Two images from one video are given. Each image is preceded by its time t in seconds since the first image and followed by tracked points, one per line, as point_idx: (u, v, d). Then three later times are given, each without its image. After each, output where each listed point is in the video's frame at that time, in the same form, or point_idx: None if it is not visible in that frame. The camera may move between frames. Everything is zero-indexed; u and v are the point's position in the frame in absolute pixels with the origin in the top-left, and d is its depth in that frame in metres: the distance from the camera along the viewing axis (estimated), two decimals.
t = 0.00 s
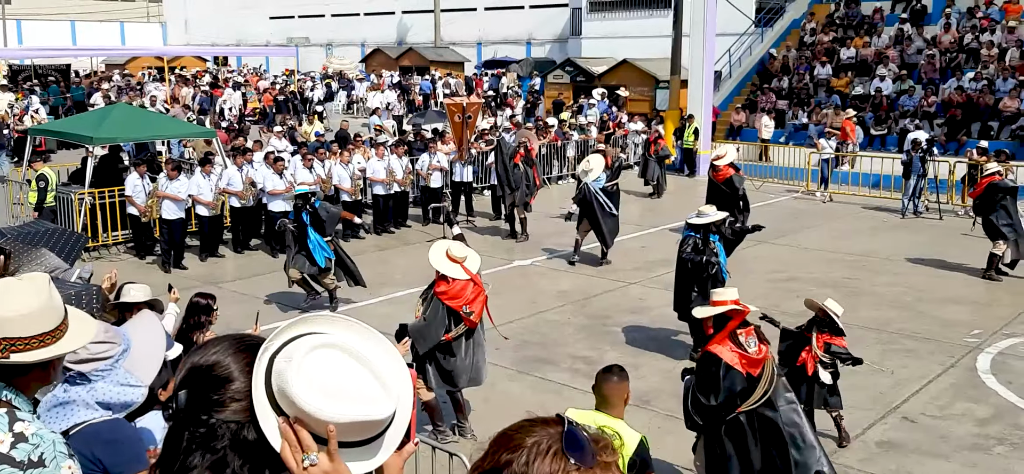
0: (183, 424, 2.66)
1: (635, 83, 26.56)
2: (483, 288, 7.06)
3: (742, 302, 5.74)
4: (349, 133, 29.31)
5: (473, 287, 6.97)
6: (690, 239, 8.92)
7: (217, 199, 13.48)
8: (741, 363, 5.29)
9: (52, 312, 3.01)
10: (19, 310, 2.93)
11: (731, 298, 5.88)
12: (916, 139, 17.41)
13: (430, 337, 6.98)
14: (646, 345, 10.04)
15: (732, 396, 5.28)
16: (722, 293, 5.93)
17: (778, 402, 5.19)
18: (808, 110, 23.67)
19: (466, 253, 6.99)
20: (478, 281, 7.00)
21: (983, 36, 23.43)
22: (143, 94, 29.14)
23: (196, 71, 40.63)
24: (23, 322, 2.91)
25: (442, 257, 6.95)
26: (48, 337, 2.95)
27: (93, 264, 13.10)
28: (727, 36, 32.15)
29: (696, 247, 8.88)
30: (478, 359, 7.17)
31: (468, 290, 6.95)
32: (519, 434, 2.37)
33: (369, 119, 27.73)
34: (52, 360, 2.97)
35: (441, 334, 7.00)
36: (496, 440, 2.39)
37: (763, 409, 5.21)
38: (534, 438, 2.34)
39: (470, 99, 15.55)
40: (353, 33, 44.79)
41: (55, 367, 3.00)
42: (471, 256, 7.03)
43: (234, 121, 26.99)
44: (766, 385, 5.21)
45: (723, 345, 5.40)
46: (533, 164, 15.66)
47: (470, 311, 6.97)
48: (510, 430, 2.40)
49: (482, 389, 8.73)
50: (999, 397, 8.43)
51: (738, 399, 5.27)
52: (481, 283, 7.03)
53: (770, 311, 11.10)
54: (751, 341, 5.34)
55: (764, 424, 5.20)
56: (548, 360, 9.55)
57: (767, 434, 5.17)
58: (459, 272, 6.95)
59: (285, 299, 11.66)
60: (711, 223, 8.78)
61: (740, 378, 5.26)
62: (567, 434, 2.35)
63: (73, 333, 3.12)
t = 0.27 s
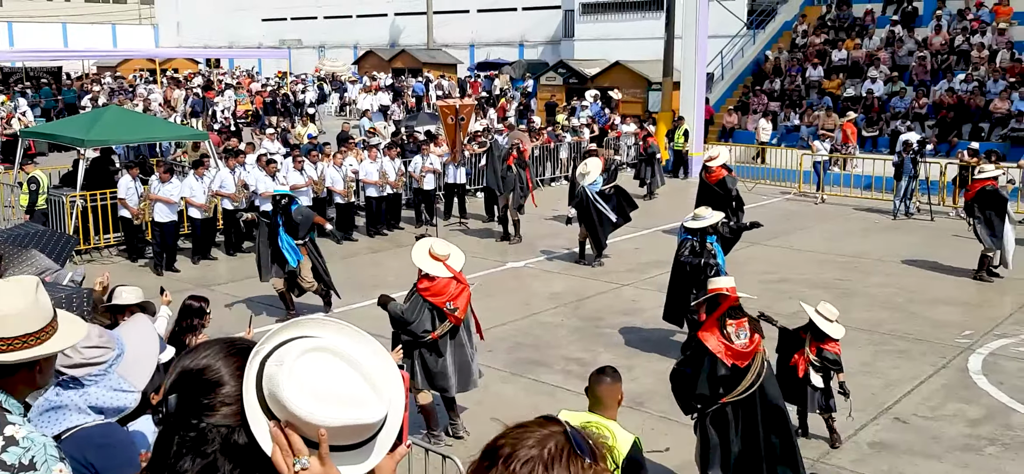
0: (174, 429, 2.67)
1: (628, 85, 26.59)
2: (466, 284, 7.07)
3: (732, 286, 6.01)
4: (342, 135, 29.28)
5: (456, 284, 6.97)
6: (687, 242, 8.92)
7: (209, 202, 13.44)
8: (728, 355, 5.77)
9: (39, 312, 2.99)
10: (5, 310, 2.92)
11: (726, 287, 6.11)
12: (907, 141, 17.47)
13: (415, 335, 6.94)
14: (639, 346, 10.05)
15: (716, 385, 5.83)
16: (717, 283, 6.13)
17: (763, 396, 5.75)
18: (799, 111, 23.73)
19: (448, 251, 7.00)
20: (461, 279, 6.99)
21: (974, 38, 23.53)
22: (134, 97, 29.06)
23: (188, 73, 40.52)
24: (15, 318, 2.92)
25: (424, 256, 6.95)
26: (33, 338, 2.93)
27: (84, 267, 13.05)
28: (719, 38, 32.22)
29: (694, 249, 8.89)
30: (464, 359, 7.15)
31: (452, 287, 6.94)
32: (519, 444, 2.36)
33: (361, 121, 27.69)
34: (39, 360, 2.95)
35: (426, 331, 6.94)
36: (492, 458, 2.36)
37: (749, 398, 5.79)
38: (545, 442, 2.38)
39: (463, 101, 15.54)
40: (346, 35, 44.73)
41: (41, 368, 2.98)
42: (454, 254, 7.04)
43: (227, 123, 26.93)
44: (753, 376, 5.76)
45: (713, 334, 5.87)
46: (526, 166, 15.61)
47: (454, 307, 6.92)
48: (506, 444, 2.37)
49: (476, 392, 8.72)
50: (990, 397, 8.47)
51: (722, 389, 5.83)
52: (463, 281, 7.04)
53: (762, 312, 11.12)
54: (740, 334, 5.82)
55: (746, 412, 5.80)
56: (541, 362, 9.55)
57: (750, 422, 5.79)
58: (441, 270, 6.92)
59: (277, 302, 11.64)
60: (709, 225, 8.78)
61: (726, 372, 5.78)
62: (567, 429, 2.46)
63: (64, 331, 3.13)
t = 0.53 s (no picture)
0: (163, 432, 2.68)
1: (620, 87, 26.63)
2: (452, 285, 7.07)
3: (736, 282, 5.86)
4: (334, 138, 29.24)
5: (441, 286, 6.98)
6: (687, 242, 8.90)
7: (201, 204, 13.40)
8: (730, 355, 5.78)
9: (27, 314, 3.03)
10: None
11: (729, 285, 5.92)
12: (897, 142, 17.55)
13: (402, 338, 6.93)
14: (631, 348, 10.06)
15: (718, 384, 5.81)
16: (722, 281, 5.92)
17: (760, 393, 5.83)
18: (791, 113, 23.79)
19: (431, 253, 7.01)
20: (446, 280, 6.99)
21: (964, 40, 23.65)
22: (125, 98, 28.97)
23: (179, 75, 40.41)
24: (5, 317, 2.95)
25: (407, 260, 6.95)
26: (19, 337, 2.94)
27: (75, 269, 13.00)
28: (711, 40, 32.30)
29: (694, 249, 8.88)
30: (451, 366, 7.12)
31: (437, 289, 6.96)
32: (510, 442, 2.46)
33: (353, 122, 27.66)
34: (22, 359, 2.96)
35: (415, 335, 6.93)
36: (480, 459, 2.45)
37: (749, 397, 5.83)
38: (535, 436, 2.49)
39: (455, 103, 15.53)
40: (337, 37, 44.67)
41: (24, 369, 2.98)
42: (437, 256, 7.05)
43: (218, 125, 26.87)
44: (754, 376, 5.81)
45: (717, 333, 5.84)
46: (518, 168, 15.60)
47: (440, 310, 6.95)
48: (493, 447, 2.46)
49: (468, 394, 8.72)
50: (980, 398, 8.51)
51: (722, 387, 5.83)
52: (449, 283, 7.05)
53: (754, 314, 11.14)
54: (745, 334, 5.81)
55: (743, 410, 5.85)
56: (534, 364, 9.55)
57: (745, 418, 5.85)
58: (425, 272, 6.92)
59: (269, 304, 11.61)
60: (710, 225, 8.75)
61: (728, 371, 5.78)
62: (551, 424, 2.60)
63: (52, 332, 3.13)
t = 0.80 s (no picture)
0: (152, 436, 2.68)
1: (612, 89, 26.65)
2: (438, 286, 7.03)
3: (745, 292, 5.92)
4: (326, 140, 29.21)
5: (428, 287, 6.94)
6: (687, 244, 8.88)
7: (193, 206, 13.33)
8: (724, 359, 5.78)
9: (23, 320, 2.99)
10: None
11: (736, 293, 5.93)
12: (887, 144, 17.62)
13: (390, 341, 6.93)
14: (623, 349, 10.07)
15: (712, 386, 5.84)
16: (729, 289, 5.99)
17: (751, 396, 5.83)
18: (782, 115, 23.87)
19: (416, 254, 7.02)
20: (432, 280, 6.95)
21: (954, 42, 23.76)
22: (115, 100, 28.88)
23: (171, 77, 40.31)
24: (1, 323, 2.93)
25: (392, 262, 6.97)
26: (16, 344, 2.94)
27: (66, 271, 12.96)
28: (703, 42, 32.38)
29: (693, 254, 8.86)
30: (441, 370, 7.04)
31: (420, 289, 6.92)
32: (496, 445, 2.46)
33: (345, 124, 27.63)
34: (21, 366, 2.98)
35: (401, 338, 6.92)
36: (467, 464, 2.45)
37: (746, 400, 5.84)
38: (521, 435, 2.50)
39: (447, 104, 15.54)
40: (329, 38, 44.61)
41: (22, 374, 3.00)
42: (422, 257, 7.04)
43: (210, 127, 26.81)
44: (747, 381, 5.80)
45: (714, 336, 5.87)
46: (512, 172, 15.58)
47: (428, 310, 6.92)
48: (480, 451, 2.45)
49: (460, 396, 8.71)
50: (970, 398, 8.54)
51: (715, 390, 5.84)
52: (433, 282, 6.99)
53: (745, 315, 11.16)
54: (741, 337, 5.82)
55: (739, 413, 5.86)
56: (526, 366, 9.55)
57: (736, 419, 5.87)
58: (410, 273, 6.91)
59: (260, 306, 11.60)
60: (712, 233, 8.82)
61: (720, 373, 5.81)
62: (534, 421, 2.62)
63: (46, 337, 3.14)
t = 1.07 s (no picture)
0: (140, 438, 2.68)
1: (603, 92, 26.67)
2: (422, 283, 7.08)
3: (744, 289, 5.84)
4: (317, 142, 29.17)
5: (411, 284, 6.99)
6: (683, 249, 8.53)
7: (183, 208, 13.29)
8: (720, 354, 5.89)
9: (12, 321, 3.06)
10: None
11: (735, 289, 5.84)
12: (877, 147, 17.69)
13: (377, 340, 6.95)
14: (614, 351, 10.09)
15: (707, 377, 5.96)
16: (727, 283, 5.90)
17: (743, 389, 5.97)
18: (773, 118, 23.93)
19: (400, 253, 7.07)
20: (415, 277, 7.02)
21: (943, 45, 23.85)
22: (105, 102, 28.78)
23: (160, 79, 40.19)
24: None
25: (375, 263, 7.03)
26: (7, 347, 3.00)
27: (55, 273, 12.91)
28: (694, 45, 32.46)
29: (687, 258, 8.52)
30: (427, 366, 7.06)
31: (402, 285, 6.95)
32: (483, 447, 2.47)
33: (336, 126, 27.58)
34: (11, 369, 3.05)
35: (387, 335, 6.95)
36: (454, 466, 2.44)
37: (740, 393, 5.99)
38: (508, 436, 2.51)
39: (438, 106, 15.53)
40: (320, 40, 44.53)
41: (12, 376, 3.07)
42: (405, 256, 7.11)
43: (200, 129, 26.73)
44: (741, 376, 5.94)
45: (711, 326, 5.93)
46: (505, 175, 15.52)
47: (411, 306, 6.94)
48: (467, 453, 2.45)
49: (451, 398, 8.72)
50: (960, 400, 8.58)
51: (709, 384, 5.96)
52: (416, 277, 7.04)
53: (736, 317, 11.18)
54: (742, 337, 5.90)
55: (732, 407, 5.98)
56: (517, 368, 9.56)
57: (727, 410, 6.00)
58: (394, 271, 6.97)
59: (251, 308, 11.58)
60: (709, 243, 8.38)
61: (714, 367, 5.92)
62: (519, 422, 2.63)
63: (35, 339, 3.20)
